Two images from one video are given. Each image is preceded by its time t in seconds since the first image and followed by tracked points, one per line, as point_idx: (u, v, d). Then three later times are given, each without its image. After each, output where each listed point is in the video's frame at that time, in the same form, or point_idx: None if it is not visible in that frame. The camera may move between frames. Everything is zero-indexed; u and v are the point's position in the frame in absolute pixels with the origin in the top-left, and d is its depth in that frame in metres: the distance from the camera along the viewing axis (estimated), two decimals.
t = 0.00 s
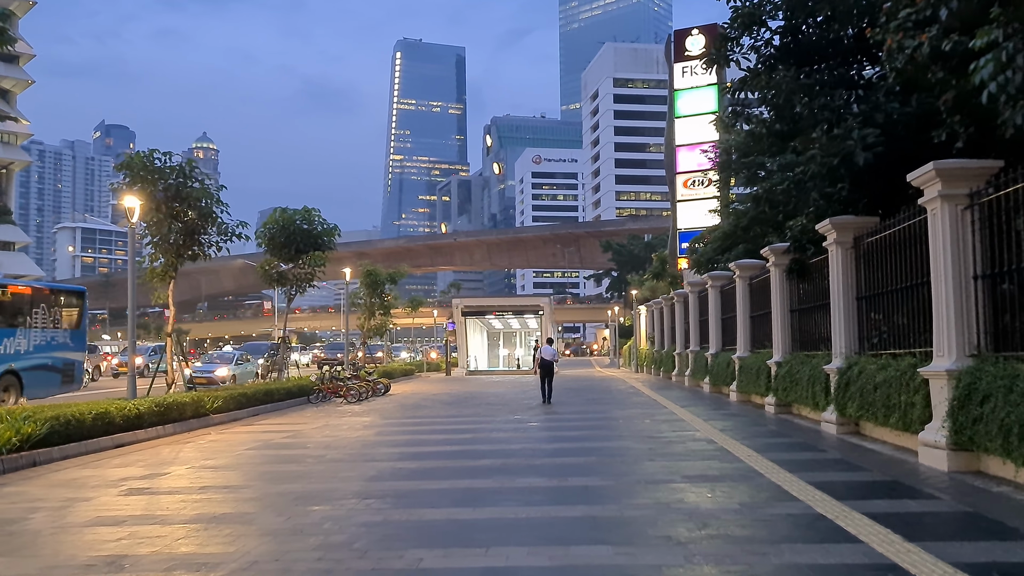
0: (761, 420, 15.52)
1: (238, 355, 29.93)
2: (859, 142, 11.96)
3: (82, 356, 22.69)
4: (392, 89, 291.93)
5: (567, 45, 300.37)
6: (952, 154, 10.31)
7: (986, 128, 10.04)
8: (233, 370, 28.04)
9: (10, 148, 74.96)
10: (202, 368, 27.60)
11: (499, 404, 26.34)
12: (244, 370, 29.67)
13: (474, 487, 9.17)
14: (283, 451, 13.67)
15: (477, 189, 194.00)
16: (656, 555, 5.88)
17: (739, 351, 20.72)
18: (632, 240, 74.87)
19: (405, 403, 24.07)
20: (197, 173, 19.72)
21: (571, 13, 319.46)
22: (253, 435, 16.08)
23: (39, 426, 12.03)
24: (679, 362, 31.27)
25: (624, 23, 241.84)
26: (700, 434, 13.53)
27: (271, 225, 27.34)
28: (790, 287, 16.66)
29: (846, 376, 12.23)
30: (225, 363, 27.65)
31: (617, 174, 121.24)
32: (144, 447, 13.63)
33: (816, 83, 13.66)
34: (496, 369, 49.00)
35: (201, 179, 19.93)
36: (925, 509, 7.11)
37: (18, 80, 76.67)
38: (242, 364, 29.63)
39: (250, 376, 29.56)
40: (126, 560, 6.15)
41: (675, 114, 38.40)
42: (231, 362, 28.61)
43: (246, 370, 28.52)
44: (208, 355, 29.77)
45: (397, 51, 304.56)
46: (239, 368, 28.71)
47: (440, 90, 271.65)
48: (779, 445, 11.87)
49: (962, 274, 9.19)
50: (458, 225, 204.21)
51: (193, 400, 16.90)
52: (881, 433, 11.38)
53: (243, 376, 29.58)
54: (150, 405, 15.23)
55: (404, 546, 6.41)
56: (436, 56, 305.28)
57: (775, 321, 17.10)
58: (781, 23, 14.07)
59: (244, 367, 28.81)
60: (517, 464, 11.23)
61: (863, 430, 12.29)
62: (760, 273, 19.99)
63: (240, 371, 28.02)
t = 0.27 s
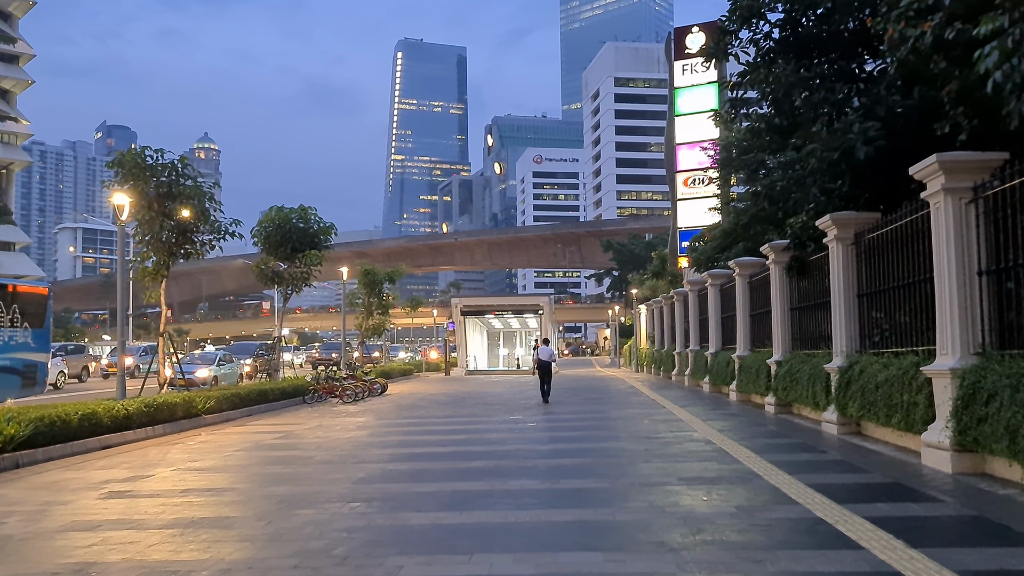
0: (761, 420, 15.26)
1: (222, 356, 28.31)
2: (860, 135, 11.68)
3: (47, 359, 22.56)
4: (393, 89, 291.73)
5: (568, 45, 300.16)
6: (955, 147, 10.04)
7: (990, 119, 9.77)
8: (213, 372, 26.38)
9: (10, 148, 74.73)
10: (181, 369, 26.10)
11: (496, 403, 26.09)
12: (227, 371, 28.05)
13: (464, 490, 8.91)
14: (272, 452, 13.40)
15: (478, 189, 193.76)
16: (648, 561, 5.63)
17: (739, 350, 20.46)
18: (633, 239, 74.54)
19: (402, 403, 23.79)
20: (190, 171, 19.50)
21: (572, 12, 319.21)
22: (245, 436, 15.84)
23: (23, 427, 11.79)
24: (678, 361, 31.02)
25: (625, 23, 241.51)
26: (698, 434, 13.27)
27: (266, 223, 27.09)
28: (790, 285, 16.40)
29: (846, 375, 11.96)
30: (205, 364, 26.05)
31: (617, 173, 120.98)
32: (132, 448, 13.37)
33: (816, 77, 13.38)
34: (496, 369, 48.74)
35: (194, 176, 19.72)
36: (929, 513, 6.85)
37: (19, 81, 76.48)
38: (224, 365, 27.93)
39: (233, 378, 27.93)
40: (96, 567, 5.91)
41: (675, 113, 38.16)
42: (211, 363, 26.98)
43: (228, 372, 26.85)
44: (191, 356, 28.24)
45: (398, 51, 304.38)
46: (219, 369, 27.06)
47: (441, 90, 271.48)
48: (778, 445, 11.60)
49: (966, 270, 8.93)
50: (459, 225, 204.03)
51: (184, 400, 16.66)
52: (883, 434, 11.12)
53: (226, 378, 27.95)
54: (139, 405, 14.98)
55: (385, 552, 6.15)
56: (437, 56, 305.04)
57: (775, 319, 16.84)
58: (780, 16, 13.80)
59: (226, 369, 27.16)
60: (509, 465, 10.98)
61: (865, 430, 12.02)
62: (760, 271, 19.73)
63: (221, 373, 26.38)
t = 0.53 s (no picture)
0: (762, 422, 14.99)
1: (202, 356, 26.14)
2: (862, 131, 11.41)
3: (5, 363, 22.59)
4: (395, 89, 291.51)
5: (570, 44, 299.70)
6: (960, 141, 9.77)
7: (996, 113, 9.50)
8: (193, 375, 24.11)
9: (12, 148, 74.56)
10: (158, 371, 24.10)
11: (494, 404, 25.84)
12: (210, 372, 25.99)
13: (454, 495, 8.65)
14: (264, 455, 13.15)
15: (479, 189, 193.52)
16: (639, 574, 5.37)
17: (739, 351, 20.19)
18: (634, 239, 74.19)
19: (398, 404, 23.51)
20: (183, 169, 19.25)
21: (573, 11, 318.76)
22: (236, 438, 15.59)
23: (8, 430, 11.56)
24: (679, 362, 30.75)
25: (626, 22, 240.93)
26: (697, 437, 13.01)
27: (263, 222, 26.89)
28: (791, 285, 16.15)
29: (848, 377, 11.70)
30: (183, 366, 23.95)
31: (619, 173, 120.61)
32: (121, 451, 13.12)
33: (817, 72, 13.10)
34: (496, 369, 48.46)
35: (187, 174, 19.50)
36: (933, 523, 6.58)
37: (19, 81, 76.23)
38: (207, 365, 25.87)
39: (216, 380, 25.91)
40: None
41: (676, 111, 37.87)
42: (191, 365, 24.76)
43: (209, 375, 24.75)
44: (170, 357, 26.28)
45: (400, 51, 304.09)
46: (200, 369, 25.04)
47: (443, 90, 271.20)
48: (778, 448, 11.34)
49: (971, 268, 8.65)
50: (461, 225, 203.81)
51: (175, 401, 16.40)
52: (887, 437, 10.85)
53: (209, 379, 25.90)
54: (128, 407, 14.74)
55: (365, 564, 5.90)
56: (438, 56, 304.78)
57: (776, 320, 16.57)
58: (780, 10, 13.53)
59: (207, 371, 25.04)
60: (503, 469, 10.70)
61: (867, 433, 11.76)
62: (761, 270, 19.46)
63: (201, 374, 24.25)
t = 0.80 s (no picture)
0: (763, 423, 14.71)
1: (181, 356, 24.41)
2: (866, 125, 11.14)
3: None
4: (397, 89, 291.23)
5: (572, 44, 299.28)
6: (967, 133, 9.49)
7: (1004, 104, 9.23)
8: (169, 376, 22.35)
9: (13, 147, 74.41)
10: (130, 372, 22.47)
11: (493, 404, 25.56)
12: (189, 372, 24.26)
13: (445, 497, 8.38)
14: (255, 456, 12.89)
15: (481, 188, 193.26)
16: None
17: (741, 351, 19.90)
18: (636, 239, 73.81)
19: (396, 404, 23.18)
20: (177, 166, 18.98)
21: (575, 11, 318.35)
22: (228, 439, 15.32)
23: None
24: (680, 361, 30.45)
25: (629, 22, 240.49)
26: (696, 438, 12.72)
27: (260, 221, 26.59)
28: (793, 284, 15.87)
29: (851, 377, 11.41)
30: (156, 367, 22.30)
31: (621, 173, 120.25)
32: (110, 452, 12.86)
33: (820, 65, 12.83)
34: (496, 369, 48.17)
35: (181, 172, 19.23)
36: (941, 529, 6.30)
37: (20, 80, 75.98)
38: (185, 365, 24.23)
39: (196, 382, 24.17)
40: None
41: (677, 110, 37.58)
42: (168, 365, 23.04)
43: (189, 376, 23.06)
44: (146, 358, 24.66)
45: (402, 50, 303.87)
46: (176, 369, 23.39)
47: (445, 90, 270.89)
48: (779, 450, 11.05)
49: (979, 265, 8.37)
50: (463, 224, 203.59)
51: (167, 402, 16.12)
52: (891, 439, 10.56)
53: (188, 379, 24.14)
54: (118, 408, 14.46)
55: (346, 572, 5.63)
56: (441, 56, 304.49)
57: (777, 319, 16.29)
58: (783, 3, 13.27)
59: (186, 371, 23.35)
60: (496, 470, 10.43)
61: (871, 435, 11.48)
62: (762, 269, 19.19)
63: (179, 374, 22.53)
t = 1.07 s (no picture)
0: (765, 425, 14.42)
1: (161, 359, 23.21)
2: (872, 120, 10.84)
3: None
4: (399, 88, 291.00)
5: (574, 44, 298.75)
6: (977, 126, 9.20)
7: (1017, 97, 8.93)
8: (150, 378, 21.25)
9: (14, 146, 74.14)
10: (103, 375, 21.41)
11: (492, 405, 25.29)
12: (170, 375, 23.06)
13: (436, 504, 8.09)
14: (246, 459, 12.60)
15: (483, 188, 193.04)
16: None
17: (743, 351, 19.60)
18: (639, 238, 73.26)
19: (393, 406, 22.87)
20: (169, 164, 18.69)
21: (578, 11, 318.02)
22: (220, 441, 15.04)
23: None
24: (681, 362, 30.15)
25: (631, 21, 239.86)
26: (697, 441, 12.44)
27: (257, 219, 26.31)
28: (796, 282, 15.58)
29: (856, 379, 11.12)
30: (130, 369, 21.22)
31: (623, 172, 119.85)
32: (97, 455, 12.58)
33: (825, 59, 12.51)
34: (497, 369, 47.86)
35: (174, 170, 18.94)
36: (953, 540, 6.00)
37: (21, 79, 75.72)
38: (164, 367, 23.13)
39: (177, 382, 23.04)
40: None
41: (679, 108, 37.28)
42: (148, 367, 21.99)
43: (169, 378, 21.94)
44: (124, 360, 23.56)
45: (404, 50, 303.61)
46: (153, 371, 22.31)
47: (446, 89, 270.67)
48: (782, 454, 10.76)
49: (989, 264, 8.08)
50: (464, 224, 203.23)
51: (160, 402, 15.87)
52: (898, 443, 10.26)
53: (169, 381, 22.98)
54: (108, 409, 14.18)
55: None
56: (442, 55, 303.99)
57: (780, 318, 16.00)
58: None
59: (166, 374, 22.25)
60: (491, 473, 10.19)
61: (877, 439, 11.20)
62: (765, 268, 18.87)
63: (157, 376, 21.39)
